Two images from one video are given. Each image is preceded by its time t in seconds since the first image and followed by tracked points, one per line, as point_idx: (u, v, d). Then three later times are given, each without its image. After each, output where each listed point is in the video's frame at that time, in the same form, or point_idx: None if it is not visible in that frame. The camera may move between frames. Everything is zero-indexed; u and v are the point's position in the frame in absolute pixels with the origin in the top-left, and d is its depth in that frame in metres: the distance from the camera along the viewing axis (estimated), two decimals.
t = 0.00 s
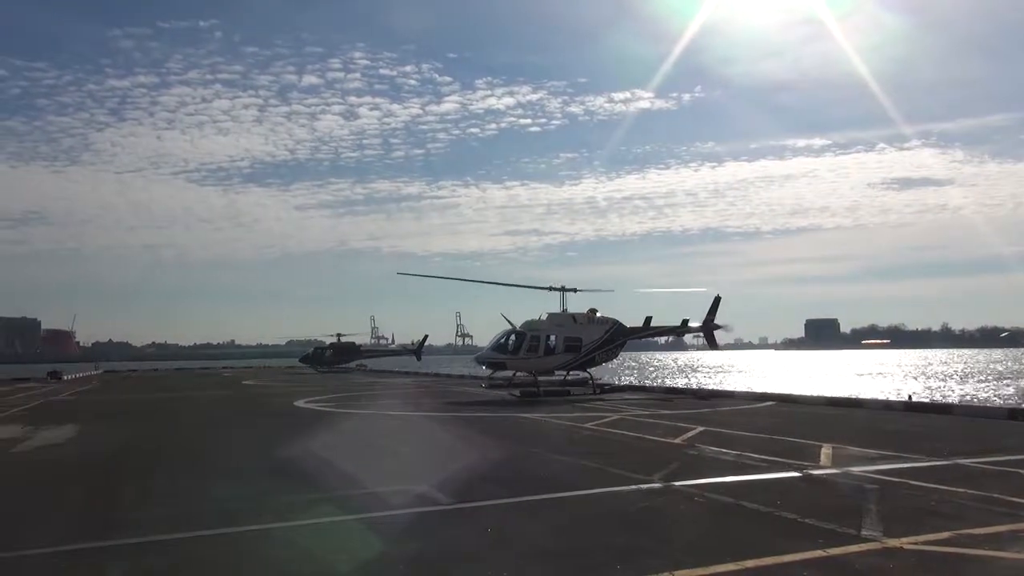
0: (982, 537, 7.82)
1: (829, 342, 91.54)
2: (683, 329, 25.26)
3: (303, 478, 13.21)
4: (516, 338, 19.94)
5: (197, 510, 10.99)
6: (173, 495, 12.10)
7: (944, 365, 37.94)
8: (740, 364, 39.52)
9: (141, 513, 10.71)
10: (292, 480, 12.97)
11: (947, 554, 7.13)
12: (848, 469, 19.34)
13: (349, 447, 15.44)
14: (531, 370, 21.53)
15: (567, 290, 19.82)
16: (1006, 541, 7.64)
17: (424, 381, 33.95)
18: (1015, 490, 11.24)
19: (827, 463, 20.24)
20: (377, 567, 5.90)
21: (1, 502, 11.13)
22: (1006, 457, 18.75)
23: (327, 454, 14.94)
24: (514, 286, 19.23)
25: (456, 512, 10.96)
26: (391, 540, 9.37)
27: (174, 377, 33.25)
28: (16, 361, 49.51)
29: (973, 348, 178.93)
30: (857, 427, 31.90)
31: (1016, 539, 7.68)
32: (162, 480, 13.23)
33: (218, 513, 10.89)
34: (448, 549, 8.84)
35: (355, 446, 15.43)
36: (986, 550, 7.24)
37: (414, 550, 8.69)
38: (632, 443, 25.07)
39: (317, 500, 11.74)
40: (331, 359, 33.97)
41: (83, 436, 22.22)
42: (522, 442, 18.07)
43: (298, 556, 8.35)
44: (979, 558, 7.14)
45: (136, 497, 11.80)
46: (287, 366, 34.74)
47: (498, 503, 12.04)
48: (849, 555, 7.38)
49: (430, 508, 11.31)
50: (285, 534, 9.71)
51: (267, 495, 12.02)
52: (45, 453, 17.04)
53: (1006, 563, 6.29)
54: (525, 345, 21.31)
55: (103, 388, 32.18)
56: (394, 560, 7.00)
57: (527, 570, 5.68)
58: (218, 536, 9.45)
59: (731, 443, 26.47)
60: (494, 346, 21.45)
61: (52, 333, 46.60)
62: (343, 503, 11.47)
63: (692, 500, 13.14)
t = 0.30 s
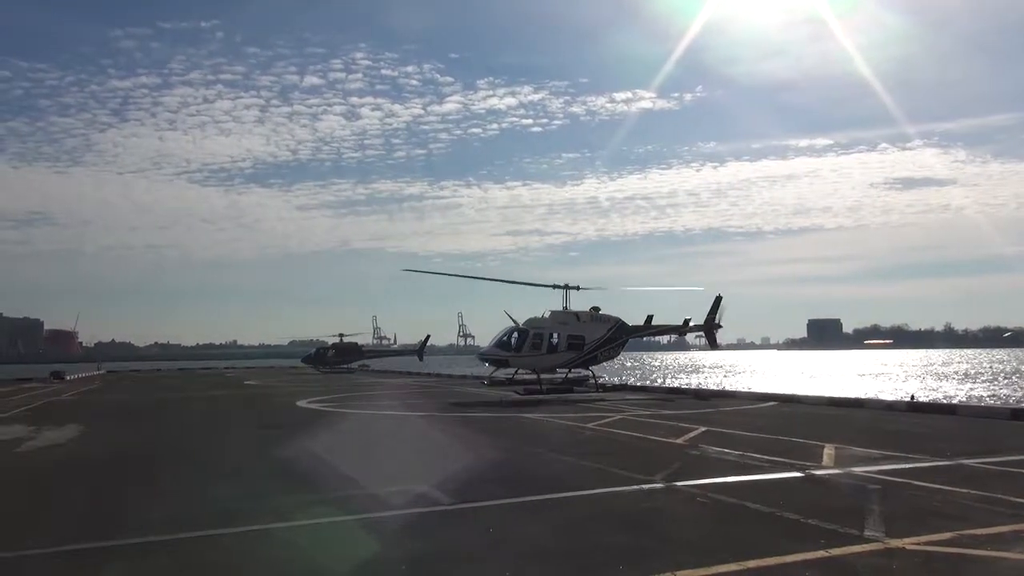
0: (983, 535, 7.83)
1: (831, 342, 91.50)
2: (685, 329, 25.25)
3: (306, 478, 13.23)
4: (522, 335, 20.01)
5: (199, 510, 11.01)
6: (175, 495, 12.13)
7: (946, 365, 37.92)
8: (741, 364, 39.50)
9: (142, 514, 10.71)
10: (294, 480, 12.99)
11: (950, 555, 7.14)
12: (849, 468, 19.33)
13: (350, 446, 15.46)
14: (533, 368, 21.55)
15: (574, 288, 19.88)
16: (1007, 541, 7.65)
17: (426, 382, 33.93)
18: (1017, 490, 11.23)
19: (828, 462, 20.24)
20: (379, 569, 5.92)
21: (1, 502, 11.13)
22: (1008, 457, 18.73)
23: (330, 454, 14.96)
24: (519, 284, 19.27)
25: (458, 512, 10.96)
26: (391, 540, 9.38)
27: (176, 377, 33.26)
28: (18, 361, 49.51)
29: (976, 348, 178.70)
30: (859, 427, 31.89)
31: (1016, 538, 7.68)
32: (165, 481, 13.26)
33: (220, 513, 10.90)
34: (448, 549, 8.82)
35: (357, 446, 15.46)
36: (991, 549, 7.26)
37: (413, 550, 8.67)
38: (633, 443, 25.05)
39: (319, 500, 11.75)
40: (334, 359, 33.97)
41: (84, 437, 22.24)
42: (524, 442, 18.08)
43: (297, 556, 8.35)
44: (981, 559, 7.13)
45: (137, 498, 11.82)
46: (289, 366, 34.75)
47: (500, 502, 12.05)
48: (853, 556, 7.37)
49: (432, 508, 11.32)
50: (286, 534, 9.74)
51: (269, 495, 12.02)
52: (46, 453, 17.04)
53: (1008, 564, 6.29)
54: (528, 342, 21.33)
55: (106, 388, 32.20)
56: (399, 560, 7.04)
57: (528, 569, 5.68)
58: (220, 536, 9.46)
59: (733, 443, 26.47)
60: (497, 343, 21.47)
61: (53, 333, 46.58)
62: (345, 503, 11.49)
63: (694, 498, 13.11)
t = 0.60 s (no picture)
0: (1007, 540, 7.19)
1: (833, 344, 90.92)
2: (689, 330, 24.65)
3: (302, 480, 12.66)
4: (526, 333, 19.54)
5: (191, 512, 10.45)
6: (168, 496, 11.58)
7: (954, 367, 37.31)
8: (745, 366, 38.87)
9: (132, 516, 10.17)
10: (291, 482, 12.43)
11: (958, 562, 6.58)
12: (857, 472, 18.76)
13: (348, 448, 14.90)
14: (534, 366, 20.97)
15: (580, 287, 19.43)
16: None
17: (424, 384, 33.31)
18: None
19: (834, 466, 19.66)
20: (371, 571, 5.31)
21: None
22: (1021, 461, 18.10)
23: (328, 455, 14.41)
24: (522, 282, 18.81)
25: (457, 516, 10.36)
26: (388, 544, 8.79)
27: (170, 379, 32.62)
28: (10, 363, 48.78)
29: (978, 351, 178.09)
30: (865, 430, 31.32)
31: None
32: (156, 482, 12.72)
33: (212, 515, 10.35)
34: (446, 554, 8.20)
35: (355, 447, 14.90)
36: (1003, 555, 6.70)
37: (411, 556, 8.03)
38: (635, 446, 24.46)
39: (316, 502, 11.19)
40: (330, 360, 33.33)
41: (73, 439, 21.59)
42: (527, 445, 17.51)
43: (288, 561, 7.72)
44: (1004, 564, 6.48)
45: (128, 499, 11.26)
46: (285, 368, 34.12)
47: (504, 506, 11.45)
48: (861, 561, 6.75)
49: (431, 511, 10.75)
50: (281, 537, 9.16)
51: (264, 496, 11.48)
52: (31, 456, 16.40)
53: None
54: (529, 339, 20.77)
55: (98, 390, 31.55)
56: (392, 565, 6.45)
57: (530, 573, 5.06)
58: (209, 539, 8.90)
59: (737, 446, 25.88)
60: (497, 340, 20.89)
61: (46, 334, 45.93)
62: (344, 506, 10.92)
63: (701, 504, 12.54)
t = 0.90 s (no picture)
0: None
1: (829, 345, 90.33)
2: (690, 329, 23.97)
3: (301, 482, 11.91)
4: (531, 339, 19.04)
5: (181, 516, 9.69)
6: (159, 498, 10.84)
7: (957, 369, 36.68)
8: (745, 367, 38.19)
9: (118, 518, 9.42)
10: (287, 482, 11.70)
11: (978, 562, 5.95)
12: (863, 477, 18.07)
13: (348, 450, 14.16)
14: (532, 363, 20.30)
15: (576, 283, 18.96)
16: None
17: (418, 385, 32.55)
18: None
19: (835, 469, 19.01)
20: None
21: None
22: None
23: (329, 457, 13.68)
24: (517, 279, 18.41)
25: (453, 521, 9.62)
26: (383, 548, 8.05)
27: (158, 379, 31.82)
28: None
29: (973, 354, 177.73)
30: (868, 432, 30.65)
31: None
32: (144, 483, 11.95)
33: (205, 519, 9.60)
34: (444, 559, 7.46)
35: (357, 450, 14.15)
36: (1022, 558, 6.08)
37: (408, 560, 7.29)
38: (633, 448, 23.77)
39: (315, 504, 10.46)
40: (322, 360, 32.57)
41: (54, 441, 20.78)
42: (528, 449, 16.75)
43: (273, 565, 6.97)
44: None
45: (110, 501, 10.50)
46: (276, 368, 33.34)
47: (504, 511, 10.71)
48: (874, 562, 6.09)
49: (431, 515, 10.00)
50: (274, 540, 8.41)
51: (260, 499, 10.74)
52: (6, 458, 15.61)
53: None
54: (526, 336, 20.07)
55: (84, 391, 30.74)
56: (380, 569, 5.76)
57: None
58: (199, 543, 8.14)
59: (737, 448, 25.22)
60: (494, 336, 20.21)
61: (32, 333, 45.10)
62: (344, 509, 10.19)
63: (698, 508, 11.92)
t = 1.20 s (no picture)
0: None
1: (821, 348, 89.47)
2: (690, 327, 22.91)
3: (289, 487, 10.74)
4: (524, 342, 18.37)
5: (157, 522, 8.50)
6: (135, 502, 9.65)
7: (961, 373, 35.73)
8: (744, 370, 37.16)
9: (85, 522, 8.23)
10: (275, 483, 10.55)
11: None
12: (875, 485, 17.01)
13: (338, 455, 12.99)
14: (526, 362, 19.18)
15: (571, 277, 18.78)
16: None
17: (407, 389, 31.39)
18: None
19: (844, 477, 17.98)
20: None
21: None
22: None
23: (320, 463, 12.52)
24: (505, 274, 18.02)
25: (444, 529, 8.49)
26: (371, 557, 6.89)
27: (136, 381, 30.58)
28: None
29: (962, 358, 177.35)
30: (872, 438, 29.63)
31: None
32: (118, 485, 10.74)
33: (182, 526, 8.41)
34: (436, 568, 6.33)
35: (348, 455, 13.01)
36: None
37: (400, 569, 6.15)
38: (631, 455, 22.69)
39: (305, 510, 9.29)
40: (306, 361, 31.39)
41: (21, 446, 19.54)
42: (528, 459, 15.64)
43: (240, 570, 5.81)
44: None
45: (66, 503, 9.32)
46: (258, 370, 32.14)
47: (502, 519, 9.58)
48: None
49: (428, 523, 8.88)
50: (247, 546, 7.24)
51: (244, 504, 9.54)
52: None
53: None
54: (518, 334, 18.98)
55: (58, 393, 29.48)
56: None
57: None
58: (186, 549, 6.95)
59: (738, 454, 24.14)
60: (485, 334, 19.19)
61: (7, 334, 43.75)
62: (333, 516, 9.02)
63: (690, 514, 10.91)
